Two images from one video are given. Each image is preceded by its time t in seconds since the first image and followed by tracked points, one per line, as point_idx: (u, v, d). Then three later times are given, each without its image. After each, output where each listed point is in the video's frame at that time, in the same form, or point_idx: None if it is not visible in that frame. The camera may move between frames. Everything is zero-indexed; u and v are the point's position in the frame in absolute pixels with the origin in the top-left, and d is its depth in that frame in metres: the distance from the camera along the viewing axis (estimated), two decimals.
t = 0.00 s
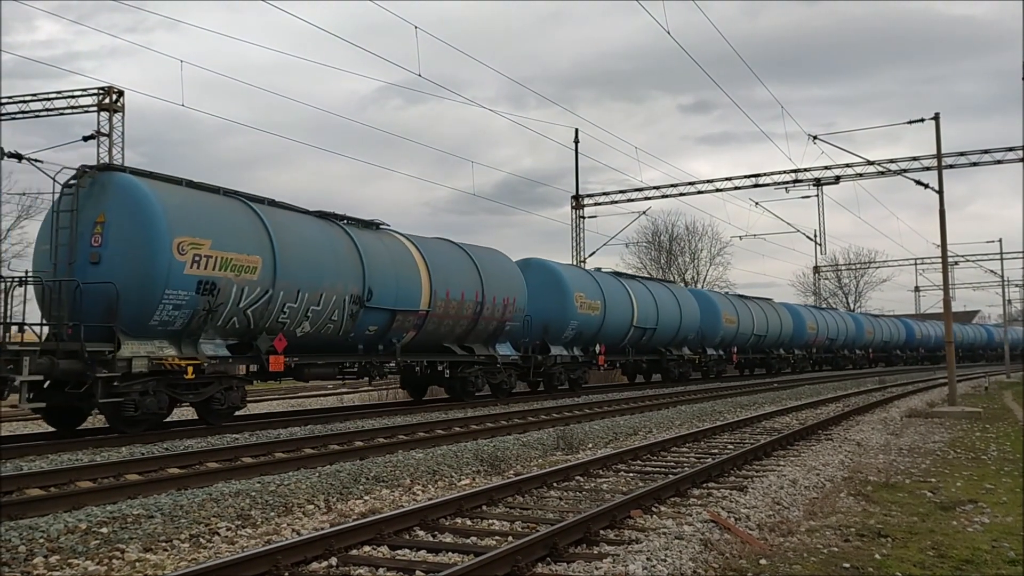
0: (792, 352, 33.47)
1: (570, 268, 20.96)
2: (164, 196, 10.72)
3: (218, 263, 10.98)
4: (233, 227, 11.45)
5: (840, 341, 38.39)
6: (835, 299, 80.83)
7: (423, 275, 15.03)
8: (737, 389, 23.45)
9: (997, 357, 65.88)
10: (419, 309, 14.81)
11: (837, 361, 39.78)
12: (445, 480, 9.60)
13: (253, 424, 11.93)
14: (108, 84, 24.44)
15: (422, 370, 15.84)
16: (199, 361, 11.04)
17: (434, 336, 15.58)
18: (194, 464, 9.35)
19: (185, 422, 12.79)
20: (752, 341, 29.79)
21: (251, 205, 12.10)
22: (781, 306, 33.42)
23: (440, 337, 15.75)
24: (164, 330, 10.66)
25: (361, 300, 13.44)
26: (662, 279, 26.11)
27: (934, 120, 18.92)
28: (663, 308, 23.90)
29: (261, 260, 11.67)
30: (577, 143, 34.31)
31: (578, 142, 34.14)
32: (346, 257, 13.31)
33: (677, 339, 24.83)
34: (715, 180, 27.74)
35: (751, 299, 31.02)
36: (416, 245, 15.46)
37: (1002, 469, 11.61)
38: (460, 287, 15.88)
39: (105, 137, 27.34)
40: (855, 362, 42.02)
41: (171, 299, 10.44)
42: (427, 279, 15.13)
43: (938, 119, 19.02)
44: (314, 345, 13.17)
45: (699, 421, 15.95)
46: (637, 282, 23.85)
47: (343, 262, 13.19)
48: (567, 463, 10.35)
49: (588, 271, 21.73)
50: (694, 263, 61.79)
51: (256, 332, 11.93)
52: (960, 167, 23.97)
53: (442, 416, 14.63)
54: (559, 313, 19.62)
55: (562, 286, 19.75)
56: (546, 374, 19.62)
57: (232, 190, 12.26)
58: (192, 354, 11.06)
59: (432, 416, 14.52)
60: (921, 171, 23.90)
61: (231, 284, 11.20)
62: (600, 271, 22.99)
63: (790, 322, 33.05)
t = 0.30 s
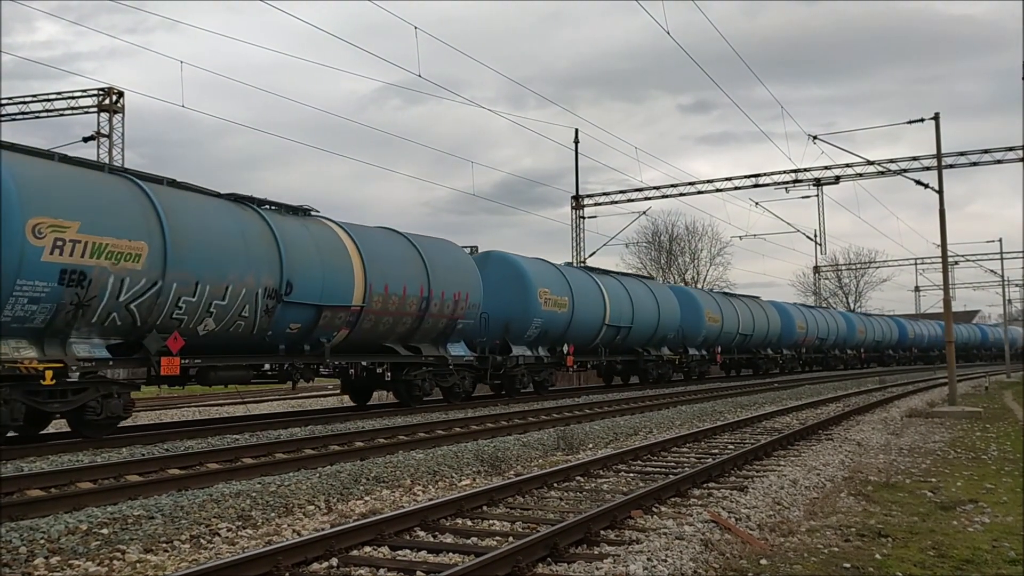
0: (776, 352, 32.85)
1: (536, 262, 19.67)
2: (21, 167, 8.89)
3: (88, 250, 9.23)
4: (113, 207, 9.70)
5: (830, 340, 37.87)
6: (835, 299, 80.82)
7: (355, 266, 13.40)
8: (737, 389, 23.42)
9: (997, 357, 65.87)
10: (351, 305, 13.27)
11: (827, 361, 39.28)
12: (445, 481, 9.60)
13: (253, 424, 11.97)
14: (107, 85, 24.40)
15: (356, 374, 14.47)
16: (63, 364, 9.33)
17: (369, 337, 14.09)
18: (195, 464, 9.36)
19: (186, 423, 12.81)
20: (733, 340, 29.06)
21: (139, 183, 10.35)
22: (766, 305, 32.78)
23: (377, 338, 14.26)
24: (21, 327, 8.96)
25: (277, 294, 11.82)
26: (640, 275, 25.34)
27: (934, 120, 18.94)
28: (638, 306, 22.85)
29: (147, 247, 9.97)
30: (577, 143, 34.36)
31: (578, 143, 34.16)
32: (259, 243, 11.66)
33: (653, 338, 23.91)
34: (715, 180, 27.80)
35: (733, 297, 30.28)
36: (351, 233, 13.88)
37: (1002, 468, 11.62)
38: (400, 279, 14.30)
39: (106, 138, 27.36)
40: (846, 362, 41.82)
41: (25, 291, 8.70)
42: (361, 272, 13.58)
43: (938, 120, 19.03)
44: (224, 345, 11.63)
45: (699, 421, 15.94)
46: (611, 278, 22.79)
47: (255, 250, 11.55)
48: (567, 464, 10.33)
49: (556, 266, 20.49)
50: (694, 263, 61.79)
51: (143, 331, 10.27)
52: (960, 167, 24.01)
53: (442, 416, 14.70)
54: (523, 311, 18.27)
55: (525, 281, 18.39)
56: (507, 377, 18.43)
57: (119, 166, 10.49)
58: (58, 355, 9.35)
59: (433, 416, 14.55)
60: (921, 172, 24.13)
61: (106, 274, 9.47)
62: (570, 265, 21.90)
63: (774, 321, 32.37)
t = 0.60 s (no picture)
0: (762, 352, 32.06)
1: (500, 255, 18.44)
2: None
3: None
4: None
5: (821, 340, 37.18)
6: (836, 298, 80.78)
7: (281, 255, 11.84)
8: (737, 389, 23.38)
9: (997, 357, 65.84)
10: (276, 299, 11.69)
11: (819, 361, 38.61)
12: (446, 480, 9.60)
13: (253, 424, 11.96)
14: (108, 84, 24.36)
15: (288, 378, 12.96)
16: None
17: (301, 335, 12.51)
18: (195, 464, 9.36)
19: (186, 423, 12.81)
20: (715, 339, 28.19)
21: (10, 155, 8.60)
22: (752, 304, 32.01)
23: (310, 336, 12.68)
24: None
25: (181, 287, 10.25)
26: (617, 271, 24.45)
27: (934, 120, 18.93)
28: (613, 303, 21.83)
29: (15, 230, 8.23)
30: (578, 143, 34.33)
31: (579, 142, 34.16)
32: (159, 229, 10.05)
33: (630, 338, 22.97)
34: (715, 180, 27.94)
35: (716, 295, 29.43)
36: (278, 219, 12.30)
37: (1003, 468, 11.61)
38: (336, 271, 12.76)
39: (106, 137, 27.32)
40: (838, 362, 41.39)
41: None
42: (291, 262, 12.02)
43: (938, 119, 19.01)
44: (116, 344, 9.98)
45: (698, 421, 15.92)
46: (584, 273, 21.73)
47: (155, 238, 9.96)
48: (568, 463, 10.32)
49: (523, 259, 19.27)
50: (694, 263, 61.75)
51: (10, 327, 8.51)
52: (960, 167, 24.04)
53: (442, 416, 14.64)
54: (483, 308, 17.10)
55: (488, 275, 17.18)
56: (466, 378, 17.27)
57: None
58: None
59: (433, 416, 14.52)
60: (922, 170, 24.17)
61: None
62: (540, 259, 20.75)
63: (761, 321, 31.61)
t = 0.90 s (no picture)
0: (748, 351, 31.33)
1: (457, 247, 17.41)
2: None
3: None
4: None
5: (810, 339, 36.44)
6: (836, 298, 80.70)
7: (189, 241, 10.65)
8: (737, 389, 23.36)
9: (997, 356, 65.85)
10: (180, 291, 10.49)
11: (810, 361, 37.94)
12: (446, 479, 9.60)
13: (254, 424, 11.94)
14: (108, 83, 24.36)
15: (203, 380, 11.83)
16: None
17: (213, 335, 11.35)
18: (195, 464, 9.35)
19: (185, 421, 12.79)
20: (696, 337, 27.35)
21: None
22: (738, 301, 31.21)
23: (224, 336, 11.53)
24: None
25: (58, 277, 9.00)
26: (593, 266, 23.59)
27: (934, 119, 18.92)
28: (585, 298, 20.88)
29: None
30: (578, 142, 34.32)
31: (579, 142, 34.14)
32: (25, 207, 8.67)
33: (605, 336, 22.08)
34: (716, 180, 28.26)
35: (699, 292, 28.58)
36: (186, 202, 11.04)
37: (1004, 467, 11.61)
38: (258, 261, 11.60)
39: (106, 137, 27.30)
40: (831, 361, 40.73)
41: None
42: (198, 250, 10.77)
43: (938, 119, 19.00)
44: None
45: (700, 420, 15.92)
46: (554, 267, 20.76)
47: (19, 216, 8.56)
48: (568, 462, 10.33)
49: (484, 252, 18.28)
50: (695, 262, 61.72)
51: None
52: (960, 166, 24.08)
53: (442, 416, 14.53)
54: (438, 302, 16.17)
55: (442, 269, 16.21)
56: (418, 379, 16.37)
57: None
58: None
59: (433, 415, 14.51)
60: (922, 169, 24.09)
61: None
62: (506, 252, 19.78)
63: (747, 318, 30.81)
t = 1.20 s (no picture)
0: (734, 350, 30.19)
1: (409, 236, 15.95)
2: None
3: None
4: None
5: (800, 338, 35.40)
6: (836, 296, 80.71)
7: (67, 225, 9.14)
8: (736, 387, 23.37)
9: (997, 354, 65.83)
10: (55, 283, 8.99)
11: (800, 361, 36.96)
12: (447, 478, 9.61)
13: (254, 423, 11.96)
14: (106, 81, 24.29)
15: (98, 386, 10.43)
16: None
17: (100, 333, 9.91)
18: (195, 463, 9.33)
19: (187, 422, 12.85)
20: (677, 335, 26.01)
21: None
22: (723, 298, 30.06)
23: (115, 335, 10.12)
24: None
25: None
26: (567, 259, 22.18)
27: (934, 117, 18.90)
28: (556, 294, 19.44)
29: None
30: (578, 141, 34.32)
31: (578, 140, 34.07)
32: None
33: (578, 335, 20.64)
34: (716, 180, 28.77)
35: (682, 288, 27.32)
36: (69, 177, 9.49)
37: (1004, 465, 11.62)
38: (155, 250, 10.14)
39: (105, 136, 27.30)
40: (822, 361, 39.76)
41: None
42: (82, 235, 9.27)
43: (938, 117, 18.99)
44: None
45: (700, 419, 15.93)
46: (522, 260, 19.33)
47: None
48: (568, 461, 10.33)
49: (439, 242, 16.74)
50: (695, 261, 61.72)
51: None
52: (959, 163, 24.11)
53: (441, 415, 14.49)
54: (385, 297, 14.65)
55: (390, 259, 14.74)
56: (362, 382, 14.85)
57: None
58: None
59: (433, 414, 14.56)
60: (922, 168, 24.39)
61: None
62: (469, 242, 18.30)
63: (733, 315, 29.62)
